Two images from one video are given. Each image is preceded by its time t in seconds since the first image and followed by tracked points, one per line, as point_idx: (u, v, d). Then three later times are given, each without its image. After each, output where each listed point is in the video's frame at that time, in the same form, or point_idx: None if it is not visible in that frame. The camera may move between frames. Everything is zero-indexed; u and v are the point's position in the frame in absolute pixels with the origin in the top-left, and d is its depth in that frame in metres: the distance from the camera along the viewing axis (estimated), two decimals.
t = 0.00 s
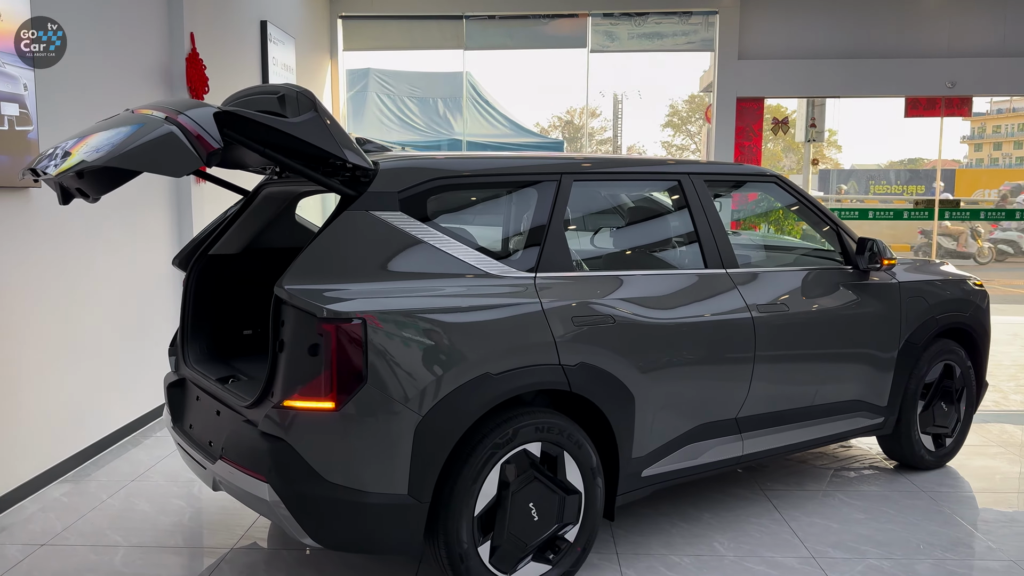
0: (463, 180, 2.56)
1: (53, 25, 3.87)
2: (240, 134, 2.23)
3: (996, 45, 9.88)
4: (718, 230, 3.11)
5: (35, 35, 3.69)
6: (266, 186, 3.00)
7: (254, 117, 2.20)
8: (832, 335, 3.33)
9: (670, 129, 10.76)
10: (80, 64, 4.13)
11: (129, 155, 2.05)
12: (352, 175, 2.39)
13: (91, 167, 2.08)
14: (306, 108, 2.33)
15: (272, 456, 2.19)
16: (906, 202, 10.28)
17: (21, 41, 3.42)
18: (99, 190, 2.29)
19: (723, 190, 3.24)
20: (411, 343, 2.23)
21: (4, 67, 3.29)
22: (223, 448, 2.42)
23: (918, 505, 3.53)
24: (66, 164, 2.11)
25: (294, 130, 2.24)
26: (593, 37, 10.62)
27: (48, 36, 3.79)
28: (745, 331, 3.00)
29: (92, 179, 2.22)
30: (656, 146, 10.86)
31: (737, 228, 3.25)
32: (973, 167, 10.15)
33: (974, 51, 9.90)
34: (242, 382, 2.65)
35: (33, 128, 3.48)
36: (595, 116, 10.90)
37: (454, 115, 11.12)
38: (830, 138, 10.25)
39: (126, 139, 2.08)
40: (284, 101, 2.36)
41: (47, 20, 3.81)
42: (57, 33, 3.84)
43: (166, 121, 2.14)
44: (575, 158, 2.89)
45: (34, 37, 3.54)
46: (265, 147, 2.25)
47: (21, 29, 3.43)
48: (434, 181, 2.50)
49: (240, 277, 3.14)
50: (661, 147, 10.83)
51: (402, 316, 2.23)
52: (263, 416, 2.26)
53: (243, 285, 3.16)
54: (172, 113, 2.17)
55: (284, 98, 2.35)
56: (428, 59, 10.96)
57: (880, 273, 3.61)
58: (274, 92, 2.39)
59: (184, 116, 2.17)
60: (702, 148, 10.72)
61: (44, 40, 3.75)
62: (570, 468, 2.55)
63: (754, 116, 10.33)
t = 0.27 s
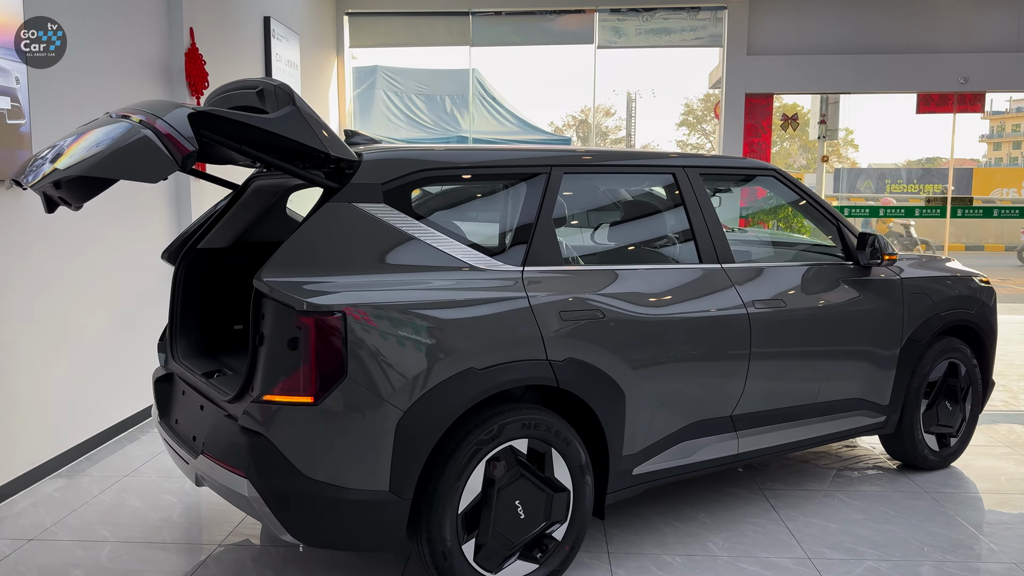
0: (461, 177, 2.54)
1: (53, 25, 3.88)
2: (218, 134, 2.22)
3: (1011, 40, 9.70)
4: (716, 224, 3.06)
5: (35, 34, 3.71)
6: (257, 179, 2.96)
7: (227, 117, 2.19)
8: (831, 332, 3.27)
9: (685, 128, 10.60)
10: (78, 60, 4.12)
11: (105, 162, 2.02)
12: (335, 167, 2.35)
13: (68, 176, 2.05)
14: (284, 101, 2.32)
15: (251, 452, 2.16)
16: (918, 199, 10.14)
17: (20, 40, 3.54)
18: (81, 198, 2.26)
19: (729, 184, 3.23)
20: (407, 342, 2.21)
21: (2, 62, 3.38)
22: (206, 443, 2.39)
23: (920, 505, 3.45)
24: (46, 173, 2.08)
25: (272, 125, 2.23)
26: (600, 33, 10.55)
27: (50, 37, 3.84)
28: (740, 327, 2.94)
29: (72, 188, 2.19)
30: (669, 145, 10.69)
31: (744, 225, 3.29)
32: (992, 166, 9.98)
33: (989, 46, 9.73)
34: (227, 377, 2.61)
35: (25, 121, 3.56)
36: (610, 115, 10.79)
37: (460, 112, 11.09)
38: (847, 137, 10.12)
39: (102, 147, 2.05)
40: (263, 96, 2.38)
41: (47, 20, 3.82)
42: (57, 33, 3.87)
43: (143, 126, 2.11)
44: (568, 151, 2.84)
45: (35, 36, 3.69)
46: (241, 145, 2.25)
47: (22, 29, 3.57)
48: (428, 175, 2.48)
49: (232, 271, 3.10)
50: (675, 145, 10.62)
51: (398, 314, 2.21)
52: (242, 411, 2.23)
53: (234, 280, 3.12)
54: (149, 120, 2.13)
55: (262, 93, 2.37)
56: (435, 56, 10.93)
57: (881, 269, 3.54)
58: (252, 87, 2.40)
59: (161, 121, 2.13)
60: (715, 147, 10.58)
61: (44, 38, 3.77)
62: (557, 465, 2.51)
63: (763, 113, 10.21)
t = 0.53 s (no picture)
0: (461, 171, 2.50)
1: (54, 25, 3.87)
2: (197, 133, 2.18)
3: None
4: (716, 220, 2.98)
5: (35, 34, 3.72)
6: (250, 171, 2.90)
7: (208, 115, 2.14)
8: (837, 329, 3.18)
9: (701, 127, 10.41)
10: (80, 59, 4.12)
11: (83, 173, 1.97)
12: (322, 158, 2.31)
13: (45, 185, 2.01)
14: (265, 95, 2.27)
15: (232, 449, 2.11)
16: (934, 198, 9.92)
17: (20, 41, 3.58)
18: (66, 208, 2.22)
19: (732, 179, 3.14)
20: (404, 342, 2.17)
21: None
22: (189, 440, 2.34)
23: (928, 509, 3.36)
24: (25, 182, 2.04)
25: (253, 121, 2.18)
26: (610, 28, 10.46)
27: (51, 37, 3.84)
28: (741, 324, 2.86)
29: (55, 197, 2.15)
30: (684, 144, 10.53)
31: (755, 224, 3.19)
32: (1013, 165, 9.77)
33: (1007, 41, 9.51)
34: (214, 373, 2.57)
35: (19, 114, 3.58)
36: (626, 113, 10.69)
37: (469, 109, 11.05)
38: (865, 136, 9.88)
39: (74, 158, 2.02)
40: (246, 90, 2.33)
41: (47, 20, 3.83)
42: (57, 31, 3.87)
43: (121, 132, 2.05)
44: (563, 143, 2.77)
45: (35, 36, 3.71)
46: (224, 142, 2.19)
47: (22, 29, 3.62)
48: (422, 167, 2.43)
49: (224, 266, 3.05)
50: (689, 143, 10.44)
51: (396, 313, 2.17)
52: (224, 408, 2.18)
53: (227, 274, 3.07)
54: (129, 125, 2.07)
55: (244, 87, 2.32)
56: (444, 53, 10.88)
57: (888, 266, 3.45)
58: (233, 83, 2.35)
59: (141, 126, 2.07)
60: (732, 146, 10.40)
61: (43, 37, 3.77)
62: (549, 465, 2.45)
63: (774, 109, 9.97)
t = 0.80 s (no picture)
0: (465, 168, 2.45)
1: (54, 25, 3.87)
2: (175, 136, 2.11)
3: None
4: (718, 217, 2.88)
5: (35, 34, 3.74)
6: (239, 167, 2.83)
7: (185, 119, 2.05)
8: (844, 331, 3.08)
9: (719, 126, 10.24)
10: (81, 58, 4.11)
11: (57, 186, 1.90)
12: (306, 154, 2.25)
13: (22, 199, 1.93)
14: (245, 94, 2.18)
15: (211, 453, 2.05)
16: (953, 197, 9.70)
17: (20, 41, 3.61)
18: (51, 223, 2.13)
19: (738, 176, 3.04)
20: (402, 347, 2.11)
21: None
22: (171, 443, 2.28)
23: (939, 517, 3.25)
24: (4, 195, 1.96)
25: (232, 122, 2.10)
26: (621, 25, 10.38)
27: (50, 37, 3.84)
28: (743, 325, 2.77)
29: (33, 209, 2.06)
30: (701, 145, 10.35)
31: (768, 222, 3.14)
32: None
33: None
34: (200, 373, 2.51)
35: (12, 110, 3.57)
36: (643, 113, 10.57)
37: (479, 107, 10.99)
38: (884, 135, 9.70)
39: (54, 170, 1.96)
40: (225, 88, 2.23)
41: (47, 20, 3.82)
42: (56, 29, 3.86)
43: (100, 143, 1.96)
44: (560, 138, 2.69)
45: (35, 36, 3.73)
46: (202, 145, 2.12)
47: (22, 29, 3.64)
48: (419, 162, 2.36)
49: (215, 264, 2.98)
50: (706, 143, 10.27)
51: (393, 315, 2.11)
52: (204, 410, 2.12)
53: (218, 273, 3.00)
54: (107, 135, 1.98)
55: (223, 85, 2.22)
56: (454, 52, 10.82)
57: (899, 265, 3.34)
58: (213, 79, 2.25)
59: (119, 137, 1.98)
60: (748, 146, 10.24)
61: (43, 37, 3.78)
62: (542, 470, 2.36)
63: (787, 107, 9.79)
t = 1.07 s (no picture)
0: (470, 168, 2.40)
1: (54, 25, 3.85)
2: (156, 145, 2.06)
3: None
4: (723, 219, 2.80)
5: (35, 34, 3.72)
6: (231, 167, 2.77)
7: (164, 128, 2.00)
8: (854, 335, 2.98)
9: (736, 126, 10.10)
10: (82, 57, 4.08)
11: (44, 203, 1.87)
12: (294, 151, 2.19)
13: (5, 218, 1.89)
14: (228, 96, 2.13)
15: (194, 460, 2.00)
16: (972, 198, 9.53)
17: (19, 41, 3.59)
18: (39, 244, 2.00)
19: (744, 176, 2.96)
20: (401, 354, 2.06)
21: None
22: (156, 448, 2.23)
23: (951, 528, 3.15)
24: None
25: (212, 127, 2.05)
26: (632, 23, 10.28)
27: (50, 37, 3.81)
28: (747, 330, 2.68)
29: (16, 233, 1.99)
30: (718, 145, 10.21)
31: (781, 223, 3.06)
32: None
33: None
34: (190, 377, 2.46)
35: (8, 109, 3.54)
36: (658, 112, 10.43)
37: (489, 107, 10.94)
38: (905, 135, 9.57)
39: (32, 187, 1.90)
40: (210, 91, 2.19)
41: (47, 20, 3.80)
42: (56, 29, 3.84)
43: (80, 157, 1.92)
44: (558, 137, 2.62)
45: (34, 36, 3.71)
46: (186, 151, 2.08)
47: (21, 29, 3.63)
48: (419, 161, 2.31)
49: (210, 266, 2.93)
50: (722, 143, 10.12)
51: (394, 320, 2.07)
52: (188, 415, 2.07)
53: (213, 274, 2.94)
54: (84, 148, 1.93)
55: (207, 89, 2.18)
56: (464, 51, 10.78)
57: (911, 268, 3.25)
58: (196, 83, 2.21)
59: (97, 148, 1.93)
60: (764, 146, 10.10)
61: (44, 37, 3.76)
62: (537, 479, 2.30)
63: (802, 106, 9.65)
